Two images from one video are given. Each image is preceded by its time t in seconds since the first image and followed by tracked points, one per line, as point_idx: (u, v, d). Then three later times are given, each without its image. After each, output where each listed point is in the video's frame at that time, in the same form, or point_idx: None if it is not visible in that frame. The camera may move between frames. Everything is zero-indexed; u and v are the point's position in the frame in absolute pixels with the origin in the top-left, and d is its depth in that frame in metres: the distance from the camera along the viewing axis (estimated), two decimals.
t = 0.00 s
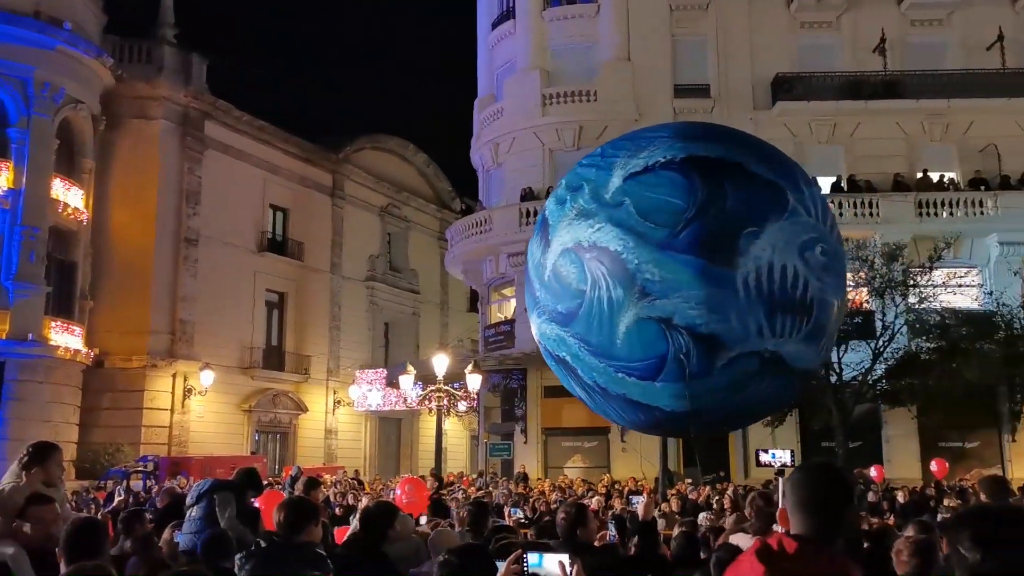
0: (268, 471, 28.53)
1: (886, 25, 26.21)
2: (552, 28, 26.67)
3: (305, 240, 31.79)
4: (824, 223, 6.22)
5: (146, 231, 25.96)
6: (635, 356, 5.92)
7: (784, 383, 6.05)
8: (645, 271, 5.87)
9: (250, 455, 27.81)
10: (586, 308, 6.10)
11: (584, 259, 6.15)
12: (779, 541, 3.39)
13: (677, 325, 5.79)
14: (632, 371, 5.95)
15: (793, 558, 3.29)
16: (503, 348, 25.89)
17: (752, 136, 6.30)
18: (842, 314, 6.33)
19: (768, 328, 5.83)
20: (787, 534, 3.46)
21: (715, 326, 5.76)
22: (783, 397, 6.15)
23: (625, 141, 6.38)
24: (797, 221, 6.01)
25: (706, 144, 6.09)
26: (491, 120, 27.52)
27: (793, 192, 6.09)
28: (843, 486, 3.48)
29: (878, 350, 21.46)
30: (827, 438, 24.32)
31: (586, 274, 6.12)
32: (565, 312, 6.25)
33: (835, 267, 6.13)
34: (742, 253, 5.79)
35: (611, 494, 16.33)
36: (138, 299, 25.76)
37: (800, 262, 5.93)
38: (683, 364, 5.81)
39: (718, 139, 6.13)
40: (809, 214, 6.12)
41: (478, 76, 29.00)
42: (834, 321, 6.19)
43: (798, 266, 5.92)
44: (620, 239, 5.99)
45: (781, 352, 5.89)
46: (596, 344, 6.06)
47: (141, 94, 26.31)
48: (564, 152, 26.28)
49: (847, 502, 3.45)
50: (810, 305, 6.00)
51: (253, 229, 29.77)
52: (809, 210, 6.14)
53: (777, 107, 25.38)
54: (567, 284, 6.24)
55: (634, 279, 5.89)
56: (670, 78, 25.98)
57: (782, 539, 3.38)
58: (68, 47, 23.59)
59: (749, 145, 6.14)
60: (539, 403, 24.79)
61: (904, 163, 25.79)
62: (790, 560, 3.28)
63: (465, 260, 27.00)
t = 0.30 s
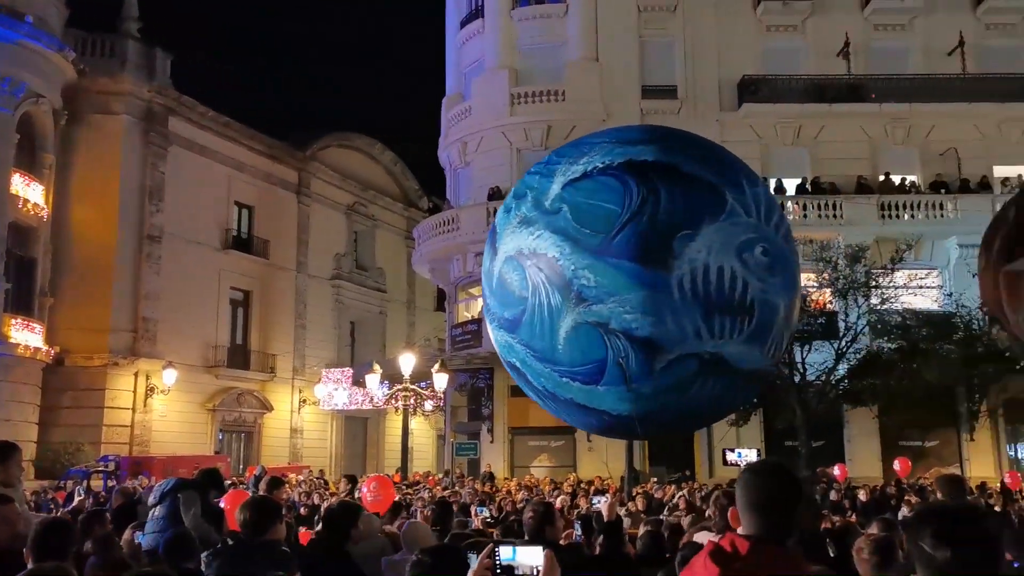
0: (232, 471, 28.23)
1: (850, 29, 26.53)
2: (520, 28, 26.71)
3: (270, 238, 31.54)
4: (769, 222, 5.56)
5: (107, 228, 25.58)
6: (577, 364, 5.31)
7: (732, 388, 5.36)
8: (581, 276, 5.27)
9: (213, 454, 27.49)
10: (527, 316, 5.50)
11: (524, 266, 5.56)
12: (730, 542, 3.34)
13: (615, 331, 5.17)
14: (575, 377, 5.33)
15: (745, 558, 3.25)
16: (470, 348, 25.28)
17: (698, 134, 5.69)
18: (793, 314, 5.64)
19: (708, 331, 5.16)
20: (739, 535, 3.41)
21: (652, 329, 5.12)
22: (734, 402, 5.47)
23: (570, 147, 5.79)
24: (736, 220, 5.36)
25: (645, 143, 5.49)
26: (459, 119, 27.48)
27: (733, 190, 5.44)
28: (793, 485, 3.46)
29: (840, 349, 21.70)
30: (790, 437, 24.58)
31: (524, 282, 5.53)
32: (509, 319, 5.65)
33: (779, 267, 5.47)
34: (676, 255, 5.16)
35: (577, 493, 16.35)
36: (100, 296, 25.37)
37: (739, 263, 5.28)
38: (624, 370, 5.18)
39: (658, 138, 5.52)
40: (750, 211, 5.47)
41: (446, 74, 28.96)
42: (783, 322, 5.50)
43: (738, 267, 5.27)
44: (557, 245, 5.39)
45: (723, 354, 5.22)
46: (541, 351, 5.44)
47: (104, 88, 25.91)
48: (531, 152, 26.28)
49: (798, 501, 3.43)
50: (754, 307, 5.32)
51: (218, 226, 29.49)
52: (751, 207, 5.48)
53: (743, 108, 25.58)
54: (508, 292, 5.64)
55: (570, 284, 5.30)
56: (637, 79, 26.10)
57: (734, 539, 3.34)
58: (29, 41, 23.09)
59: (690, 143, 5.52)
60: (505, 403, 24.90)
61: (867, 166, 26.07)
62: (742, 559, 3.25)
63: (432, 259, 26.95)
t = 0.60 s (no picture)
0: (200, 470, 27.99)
1: (822, 34, 26.82)
2: (494, 28, 26.73)
3: (241, 236, 31.30)
4: (722, 220, 4.78)
5: (75, 224, 25.24)
6: (520, 363, 4.64)
7: (684, 391, 4.62)
8: (524, 273, 4.57)
9: (181, 454, 27.24)
10: (474, 312, 4.82)
11: (470, 261, 4.87)
12: (698, 544, 3.32)
13: (558, 329, 4.48)
14: (519, 373, 4.67)
15: (713, 560, 3.23)
16: (442, 347, 25.05)
17: (660, 131, 4.95)
18: (754, 318, 4.84)
19: (652, 332, 4.44)
20: (706, 537, 3.39)
21: (596, 328, 4.42)
22: (687, 407, 4.74)
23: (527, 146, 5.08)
24: (685, 217, 4.60)
25: (600, 139, 4.77)
26: (433, 118, 27.41)
27: (687, 188, 4.68)
28: (760, 486, 3.45)
29: (811, 351, 21.85)
30: (760, 438, 24.77)
31: (469, 277, 4.85)
32: (460, 315, 4.97)
33: (735, 267, 4.70)
34: (618, 253, 4.43)
35: (548, 493, 16.37)
36: (67, 293, 25.04)
37: (687, 261, 4.52)
38: (568, 370, 4.49)
39: (613, 134, 4.79)
40: (702, 208, 4.69)
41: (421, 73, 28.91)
42: (741, 326, 4.72)
43: (684, 266, 4.50)
44: (505, 241, 4.67)
45: (668, 354, 4.48)
46: (489, 347, 4.76)
47: (73, 83, 25.58)
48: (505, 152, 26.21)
49: (765, 503, 3.42)
50: (703, 308, 4.54)
51: (188, 223, 29.22)
52: (704, 203, 4.69)
53: (715, 111, 25.75)
54: (457, 288, 4.97)
55: (515, 281, 4.60)
56: (611, 81, 26.19)
57: (702, 542, 3.32)
58: None
59: (647, 138, 4.80)
60: (477, 403, 24.95)
61: (838, 170, 26.32)
62: (709, 560, 3.23)
63: (405, 258, 26.86)
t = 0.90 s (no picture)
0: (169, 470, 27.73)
1: (793, 38, 27.04)
2: (469, 27, 26.72)
3: (212, 234, 31.02)
4: (675, 212, 4.99)
5: (41, 221, 24.91)
6: (471, 353, 4.91)
7: (636, 381, 4.84)
8: (473, 263, 4.84)
9: (150, 454, 26.93)
10: (429, 303, 5.10)
11: (426, 253, 5.14)
12: (670, 542, 3.31)
13: (506, 319, 4.74)
14: (472, 364, 4.93)
15: (685, 560, 3.22)
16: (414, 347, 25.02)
17: (617, 124, 5.19)
18: (707, 310, 5.04)
19: (598, 322, 4.66)
20: (680, 535, 3.40)
21: (541, 317, 4.67)
22: (642, 397, 4.96)
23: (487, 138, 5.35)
24: (633, 208, 4.82)
25: (555, 133, 5.02)
26: (406, 117, 27.32)
27: (638, 179, 4.91)
28: (732, 487, 3.48)
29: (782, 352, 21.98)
30: (730, 439, 24.94)
31: (426, 268, 5.11)
32: (418, 306, 5.26)
33: (685, 258, 4.90)
34: (563, 244, 4.67)
35: (520, 493, 16.35)
36: (33, 291, 24.70)
37: (633, 253, 4.74)
38: (517, 359, 4.76)
39: (567, 130, 5.04)
40: (653, 200, 4.91)
41: (394, 72, 28.83)
42: (693, 317, 4.92)
43: (631, 256, 4.73)
44: (456, 232, 4.94)
45: (616, 344, 4.71)
46: (444, 338, 5.04)
47: (41, 78, 25.24)
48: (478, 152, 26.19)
49: (736, 502, 3.45)
50: (650, 299, 4.77)
51: (157, 221, 28.89)
52: (655, 196, 4.92)
53: (687, 113, 25.84)
54: (419, 279, 5.24)
55: (464, 271, 4.88)
56: (585, 81, 26.26)
57: (674, 540, 3.31)
58: None
59: (602, 132, 5.03)
60: (448, 403, 24.91)
61: (809, 172, 26.51)
62: (681, 560, 3.22)
63: (377, 257, 26.72)
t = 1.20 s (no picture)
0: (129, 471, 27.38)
1: (759, 42, 27.30)
2: (437, 26, 26.67)
3: (175, 232, 30.64)
4: (624, 201, 4.73)
5: None
6: (419, 342, 4.71)
7: (585, 372, 4.60)
8: (419, 252, 4.63)
9: (110, 454, 26.58)
10: (380, 293, 4.92)
11: (376, 242, 4.95)
12: (639, 539, 3.29)
13: (451, 307, 4.53)
14: (421, 352, 4.73)
15: (654, 555, 3.20)
16: (379, 347, 24.91)
17: (570, 114, 4.95)
18: (660, 301, 4.77)
19: (543, 312, 4.42)
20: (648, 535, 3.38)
21: (486, 306, 4.45)
22: (593, 389, 4.71)
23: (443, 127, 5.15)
24: (580, 197, 4.56)
25: (507, 121, 4.80)
26: (373, 116, 27.17)
27: (586, 169, 4.66)
28: (701, 488, 3.50)
29: (745, 353, 22.16)
30: (694, 439, 25.11)
31: (376, 258, 4.93)
32: (372, 297, 5.08)
33: (636, 248, 4.63)
34: (506, 232, 4.44)
35: (483, 493, 16.35)
36: None
37: (578, 242, 4.47)
38: (463, 348, 4.55)
39: (520, 118, 4.83)
40: (600, 189, 4.65)
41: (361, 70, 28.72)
42: (644, 308, 4.65)
43: (577, 246, 4.46)
44: (404, 221, 4.74)
45: (561, 334, 4.46)
46: (394, 326, 4.85)
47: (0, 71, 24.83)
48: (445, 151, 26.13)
49: (705, 504, 3.47)
50: (596, 288, 4.49)
51: (119, 218, 28.54)
52: (603, 185, 4.67)
53: (654, 115, 26.01)
54: (371, 268, 5.05)
55: (410, 260, 4.67)
56: (553, 82, 26.28)
57: (642, 538, 3.29)
58: None
59: (554, 121, 4.80)
60: (414, 403, 24.89)
61: (773, 176, 26.78)
62: (650, 557, 3.20)
63: (342, 255, 26.52)
